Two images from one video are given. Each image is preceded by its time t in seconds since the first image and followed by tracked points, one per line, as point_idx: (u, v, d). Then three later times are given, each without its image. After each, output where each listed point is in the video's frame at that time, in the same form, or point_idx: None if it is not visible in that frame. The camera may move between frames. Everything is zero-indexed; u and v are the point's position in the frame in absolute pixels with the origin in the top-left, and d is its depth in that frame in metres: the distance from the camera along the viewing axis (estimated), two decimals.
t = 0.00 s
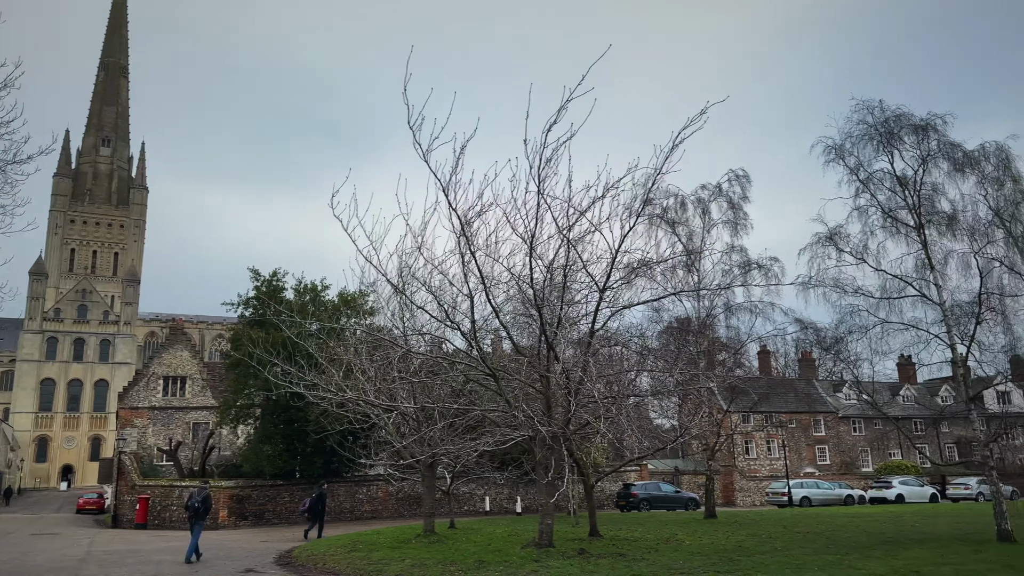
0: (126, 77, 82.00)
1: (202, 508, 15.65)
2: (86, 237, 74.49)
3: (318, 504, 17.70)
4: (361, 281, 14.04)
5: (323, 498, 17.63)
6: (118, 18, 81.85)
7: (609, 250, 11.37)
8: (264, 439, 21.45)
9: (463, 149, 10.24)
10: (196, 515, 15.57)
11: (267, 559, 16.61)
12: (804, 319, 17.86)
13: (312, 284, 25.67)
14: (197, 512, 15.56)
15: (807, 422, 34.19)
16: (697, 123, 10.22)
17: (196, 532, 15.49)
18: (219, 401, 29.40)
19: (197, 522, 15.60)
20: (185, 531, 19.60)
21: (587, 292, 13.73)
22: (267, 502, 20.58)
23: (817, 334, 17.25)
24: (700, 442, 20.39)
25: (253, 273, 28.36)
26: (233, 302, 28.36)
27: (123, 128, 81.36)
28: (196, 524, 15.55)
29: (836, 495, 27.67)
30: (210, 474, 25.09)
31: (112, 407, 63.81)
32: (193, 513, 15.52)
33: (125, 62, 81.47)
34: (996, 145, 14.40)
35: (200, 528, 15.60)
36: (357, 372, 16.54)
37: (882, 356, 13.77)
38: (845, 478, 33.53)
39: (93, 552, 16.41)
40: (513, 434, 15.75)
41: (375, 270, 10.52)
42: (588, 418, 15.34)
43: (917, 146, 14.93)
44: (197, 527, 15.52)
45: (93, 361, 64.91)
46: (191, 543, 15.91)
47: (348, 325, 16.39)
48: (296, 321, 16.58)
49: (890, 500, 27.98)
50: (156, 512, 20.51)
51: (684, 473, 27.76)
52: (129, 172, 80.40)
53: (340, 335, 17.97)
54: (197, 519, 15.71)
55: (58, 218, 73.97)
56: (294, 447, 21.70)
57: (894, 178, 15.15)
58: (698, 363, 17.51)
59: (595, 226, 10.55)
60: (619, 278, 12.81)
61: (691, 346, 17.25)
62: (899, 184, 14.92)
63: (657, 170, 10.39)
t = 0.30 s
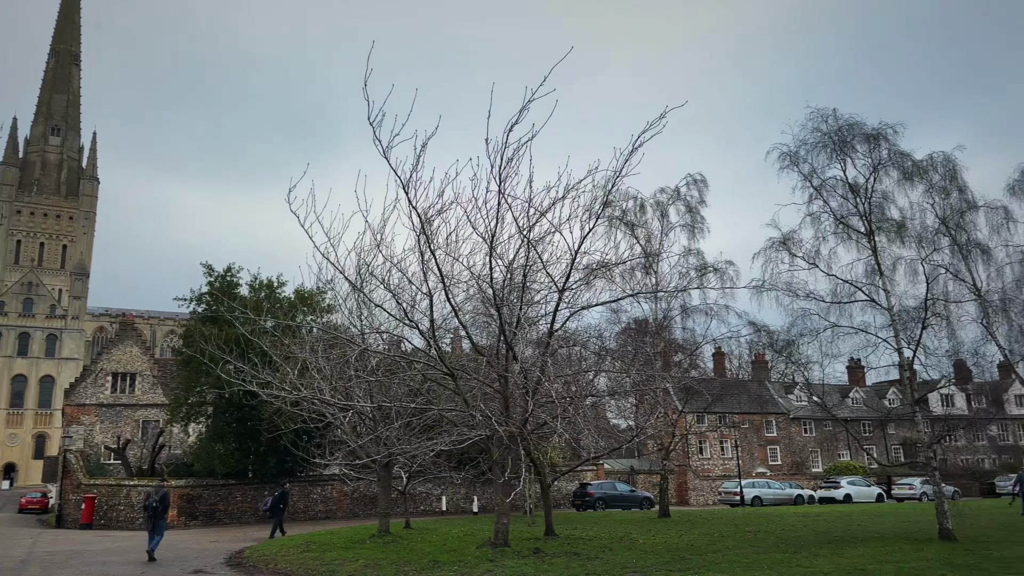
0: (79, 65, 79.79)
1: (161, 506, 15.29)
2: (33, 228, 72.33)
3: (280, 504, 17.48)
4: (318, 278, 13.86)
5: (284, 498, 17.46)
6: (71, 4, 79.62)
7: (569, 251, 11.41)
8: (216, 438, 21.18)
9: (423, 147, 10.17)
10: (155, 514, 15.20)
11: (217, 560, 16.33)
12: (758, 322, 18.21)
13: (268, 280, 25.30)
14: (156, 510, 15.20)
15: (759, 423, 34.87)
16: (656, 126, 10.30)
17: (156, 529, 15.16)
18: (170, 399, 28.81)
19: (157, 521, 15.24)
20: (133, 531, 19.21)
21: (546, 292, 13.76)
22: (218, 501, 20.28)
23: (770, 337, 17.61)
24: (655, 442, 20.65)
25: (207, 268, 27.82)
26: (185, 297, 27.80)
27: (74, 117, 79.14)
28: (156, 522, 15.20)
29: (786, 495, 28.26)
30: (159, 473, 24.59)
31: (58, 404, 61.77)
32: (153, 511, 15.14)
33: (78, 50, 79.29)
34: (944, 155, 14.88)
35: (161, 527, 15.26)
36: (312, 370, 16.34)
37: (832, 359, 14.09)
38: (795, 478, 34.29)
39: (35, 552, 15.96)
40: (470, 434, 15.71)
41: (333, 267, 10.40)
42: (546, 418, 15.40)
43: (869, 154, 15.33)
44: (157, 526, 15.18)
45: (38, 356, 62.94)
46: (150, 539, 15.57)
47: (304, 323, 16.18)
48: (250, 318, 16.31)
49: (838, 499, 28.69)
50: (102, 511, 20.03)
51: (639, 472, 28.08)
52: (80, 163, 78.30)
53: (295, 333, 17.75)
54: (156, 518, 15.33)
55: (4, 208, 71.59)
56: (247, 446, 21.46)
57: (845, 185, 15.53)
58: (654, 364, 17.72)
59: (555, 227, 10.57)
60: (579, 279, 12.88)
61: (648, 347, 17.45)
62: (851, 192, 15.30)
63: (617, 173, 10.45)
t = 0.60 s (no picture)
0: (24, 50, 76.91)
1: (115, 506, 15.01)
2: None
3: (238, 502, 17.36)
4: (271, 274, 13.58)
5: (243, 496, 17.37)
6: None
7: (527, 251, 11.36)
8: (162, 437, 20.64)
9: (381, 143, 10.02)
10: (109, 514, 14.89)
11: (161, 561, 15.88)
12: (711, 324, 18.50)
13: (219, 275, 24.73)
14: (110, 510, 14.89)
15: (710, 424, 35.50)
16: (615, 127, 10.33)
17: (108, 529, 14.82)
18: (116, 396, 27.98)
19: (110, 521, 14.91)
20: (74, 531, 18.58)
21: (503, 291, 13.71)
22: (165, 501, 19.77)
23: (723, 339, 17.90)
24: (609, 442, 20.82)
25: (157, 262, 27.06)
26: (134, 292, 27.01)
27: (17, 104, 76.24)
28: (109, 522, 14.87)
29: (736, 494, 28.81)
30: (103, 472, 23.86)
31: None
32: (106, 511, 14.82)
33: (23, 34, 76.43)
34: (891, 165, 15.31)
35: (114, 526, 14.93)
36: (264, 368, 16.01)
37: (781, 361, 14.37)
38: (744, 478, 34.99)
39: None
40: (424, 433, 15.57)
41: (286, 263, 10.18)
42: (501, 417, 15.35)
43: (820, 162, 15.70)
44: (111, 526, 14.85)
45: None
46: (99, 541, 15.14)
47: (256, 320, 15.85)
48: (200, 314, 15.89)
49: (786, 498, 29.36)
50: (41, 511, 19.33)
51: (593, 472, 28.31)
52: (23, 151, 75.49)
53: (247, 329, 17.37)
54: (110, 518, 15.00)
55: None
56: (195, 445, 20.94)
57: (797, 191, 15.86)
58: (610, 365, 17.83)
59: (514, 227, 10.52)
60: (536, 280, 12.85)
61: (604, 347, 17.56)
62: (802, 198, 15.62)
63: (577, 174, 10.45)
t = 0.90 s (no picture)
0: None
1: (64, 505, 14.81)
2: None
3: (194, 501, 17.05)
4: (220, 270, 13.27)
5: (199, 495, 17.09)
6: None
7: (483, 250, 11.32)
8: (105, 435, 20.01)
9: (336, 138, 9.88)
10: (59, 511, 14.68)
11: (101, 563, 15.39)
12: (665, 326, 18.75)
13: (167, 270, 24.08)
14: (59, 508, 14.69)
15: (662, 423, 36.02)
16: (572, 129, 10.38)
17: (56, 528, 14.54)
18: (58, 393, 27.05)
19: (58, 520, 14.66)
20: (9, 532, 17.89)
21: (459, 290, 13.65)
22: (107, 501, 19.21)
23: (675, 340, 18.16)
24: (563, 442, 20.94)
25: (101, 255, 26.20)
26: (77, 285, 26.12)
27: None
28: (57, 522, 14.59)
29: (686, 493, 29.28)
30: (42, 471, 23.03)
31: None
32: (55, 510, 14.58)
33: None
34: (839, 173, 15.73)
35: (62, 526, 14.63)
36: (212, 365, 15.64)
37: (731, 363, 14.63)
38: (694, 477, 35.60)
39: None
40: (377, 433, 15.41)
41: (236, 258, 9.97)
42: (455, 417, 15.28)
43: (771, 168, 16.04)
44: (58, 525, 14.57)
45: None
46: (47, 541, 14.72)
47: (205, 316, 15.48)
48: (146, 309, 15.44)
49: (734, 498, 29.95)
50: None
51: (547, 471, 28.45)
52: None
53: (195, 326, 16.95)
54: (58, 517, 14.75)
55: None
56: (140, 444, 20.37)
57: (748, 196, 16.17)
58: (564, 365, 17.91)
59: (470, 226, 10.47)
60: (493, 279, 12.82)
61: (559, 347, 17.63)
62: (753, 203, 15.93)
63: (534, 174, 10.47)
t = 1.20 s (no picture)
0: None
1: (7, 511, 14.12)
2: None
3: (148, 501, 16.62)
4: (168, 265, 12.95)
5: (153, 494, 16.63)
6: None
7: (439, 249, 11.31)
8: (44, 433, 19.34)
9: (290, 132, 9.75)
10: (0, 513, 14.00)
11: (38, 565, 14.86)
12: (618, 327, 18.96)
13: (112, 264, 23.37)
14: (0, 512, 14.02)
15: (614, 423, 36.38)
16: (527, 130, 10.44)
17: None
18: None
19: None
20: None
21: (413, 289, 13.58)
22: (45, 501, 18.63)
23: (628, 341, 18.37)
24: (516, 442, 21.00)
25: (42, 247, 25.24)
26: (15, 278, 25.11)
27: None
28: None
29: (637, 492, 29.65)
30: None
31: None
32: None
33: None
34: (789, 180, 16.12)
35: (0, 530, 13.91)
36: (158, 362, 15.25)
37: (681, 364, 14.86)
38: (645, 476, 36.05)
39: None
40: (328, 432, 15.22)
41: (183, 252, 9.75)
42: (408, 416, 15.19)
43: (723, 174, 16.35)
44: None
45: None
46: None
47: (151, 311, 15.10)
48: (88, 303, 14.97)
49: (684, 497, 30.44)
50: None
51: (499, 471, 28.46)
52: None
53: (141, 321, 16.50)
54: None
55: None
56: (81, 443, 19.75)
57: (701, 201, 16.44)
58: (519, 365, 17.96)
59: (425, 224, 10.44)
60: (448, 278, 12.79)
61: (514, 347, 17.67)
62: (705, 208, 16.22)
63: (490, 174, 10.49)
